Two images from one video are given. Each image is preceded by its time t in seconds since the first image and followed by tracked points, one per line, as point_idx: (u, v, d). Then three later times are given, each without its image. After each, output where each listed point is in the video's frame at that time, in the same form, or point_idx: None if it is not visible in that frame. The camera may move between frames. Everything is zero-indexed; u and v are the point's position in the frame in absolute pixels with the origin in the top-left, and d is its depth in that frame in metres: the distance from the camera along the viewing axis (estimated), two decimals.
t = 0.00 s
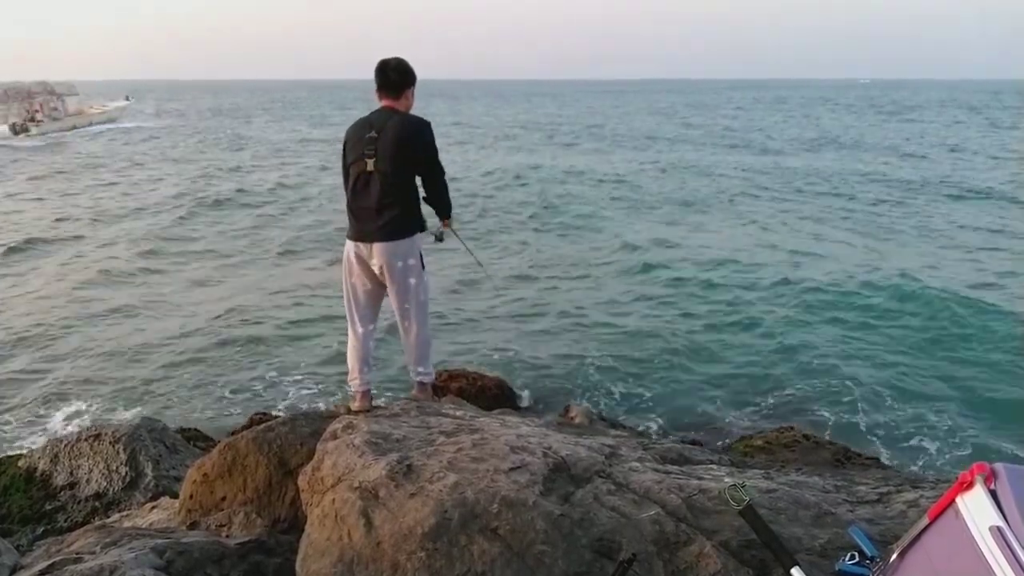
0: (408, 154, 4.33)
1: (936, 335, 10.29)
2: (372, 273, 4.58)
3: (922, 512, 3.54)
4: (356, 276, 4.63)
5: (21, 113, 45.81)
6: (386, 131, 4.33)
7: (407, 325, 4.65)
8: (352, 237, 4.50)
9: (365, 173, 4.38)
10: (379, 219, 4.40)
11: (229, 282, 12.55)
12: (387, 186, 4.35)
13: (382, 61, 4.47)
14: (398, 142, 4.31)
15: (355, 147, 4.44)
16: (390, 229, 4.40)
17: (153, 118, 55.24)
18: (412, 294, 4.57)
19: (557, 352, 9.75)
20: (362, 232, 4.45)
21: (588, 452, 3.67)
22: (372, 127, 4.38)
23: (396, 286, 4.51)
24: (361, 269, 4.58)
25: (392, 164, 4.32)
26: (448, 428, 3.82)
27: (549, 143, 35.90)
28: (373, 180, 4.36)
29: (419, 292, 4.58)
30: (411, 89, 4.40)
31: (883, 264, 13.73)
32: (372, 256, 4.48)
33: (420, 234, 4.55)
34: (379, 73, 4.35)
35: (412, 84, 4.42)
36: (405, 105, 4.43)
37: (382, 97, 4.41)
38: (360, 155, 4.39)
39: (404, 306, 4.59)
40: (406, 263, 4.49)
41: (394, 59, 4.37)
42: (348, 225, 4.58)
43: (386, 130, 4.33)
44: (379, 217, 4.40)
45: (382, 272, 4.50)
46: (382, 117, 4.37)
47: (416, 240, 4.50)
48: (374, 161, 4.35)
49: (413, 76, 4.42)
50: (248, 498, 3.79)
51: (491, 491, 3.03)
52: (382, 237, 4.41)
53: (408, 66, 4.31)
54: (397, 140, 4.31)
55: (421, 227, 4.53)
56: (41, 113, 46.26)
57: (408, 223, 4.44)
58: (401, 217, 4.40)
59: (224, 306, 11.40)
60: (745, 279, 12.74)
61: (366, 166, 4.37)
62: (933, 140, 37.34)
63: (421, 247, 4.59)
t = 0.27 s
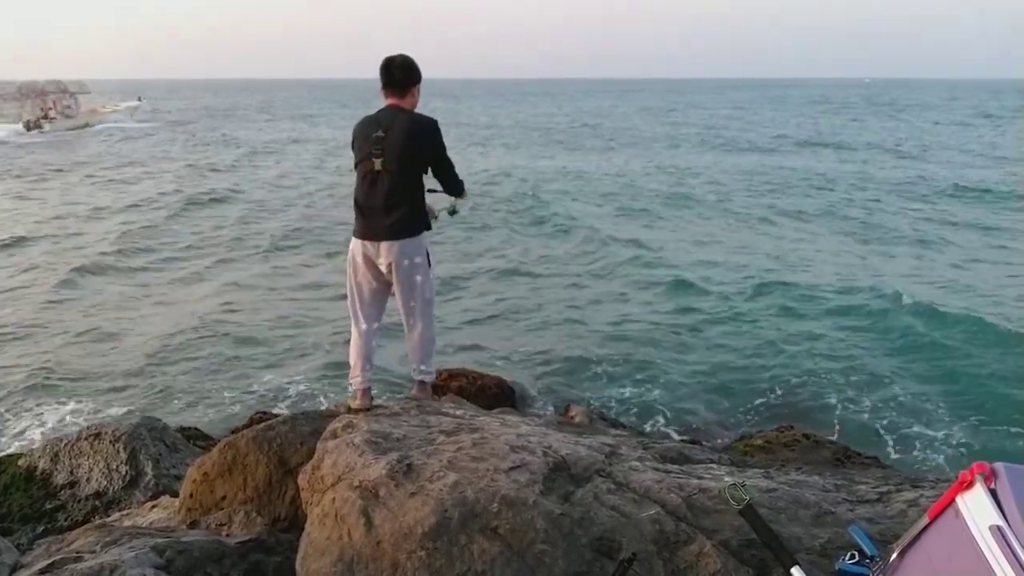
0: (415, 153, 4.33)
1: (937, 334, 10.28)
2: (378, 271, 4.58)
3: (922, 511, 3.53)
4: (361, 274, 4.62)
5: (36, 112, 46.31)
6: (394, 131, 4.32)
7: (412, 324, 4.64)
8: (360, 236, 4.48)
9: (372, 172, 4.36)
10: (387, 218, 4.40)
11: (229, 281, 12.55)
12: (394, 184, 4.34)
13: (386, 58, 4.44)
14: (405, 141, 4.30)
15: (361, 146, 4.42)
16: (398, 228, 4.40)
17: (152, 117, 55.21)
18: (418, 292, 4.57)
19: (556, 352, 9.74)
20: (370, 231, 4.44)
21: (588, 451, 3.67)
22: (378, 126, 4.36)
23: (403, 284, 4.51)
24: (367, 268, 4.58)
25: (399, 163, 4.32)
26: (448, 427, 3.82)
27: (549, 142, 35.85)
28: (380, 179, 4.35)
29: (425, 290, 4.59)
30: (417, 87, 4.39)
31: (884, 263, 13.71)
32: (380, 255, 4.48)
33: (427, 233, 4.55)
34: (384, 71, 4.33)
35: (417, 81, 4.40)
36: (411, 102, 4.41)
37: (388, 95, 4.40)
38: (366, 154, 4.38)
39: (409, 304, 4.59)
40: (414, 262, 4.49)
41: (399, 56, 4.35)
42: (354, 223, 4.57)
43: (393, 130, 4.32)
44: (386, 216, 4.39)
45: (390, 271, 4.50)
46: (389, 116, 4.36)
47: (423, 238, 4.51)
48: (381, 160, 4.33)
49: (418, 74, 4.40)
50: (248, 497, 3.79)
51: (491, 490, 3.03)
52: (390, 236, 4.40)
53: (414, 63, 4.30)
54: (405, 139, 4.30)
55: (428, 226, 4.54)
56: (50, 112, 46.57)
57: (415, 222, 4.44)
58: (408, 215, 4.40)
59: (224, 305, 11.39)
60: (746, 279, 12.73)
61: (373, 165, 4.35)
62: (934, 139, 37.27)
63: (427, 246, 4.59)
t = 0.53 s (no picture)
0: (417, 153, 4.33)
1: (937, 334, 10.28)
2: (380, 271, 4.58)
3: (922, 511, 3.53)
4: (362, 274, 4.62)
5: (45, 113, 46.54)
6: (394, 130, 4.32)
7: (414, 323, 4.64)
8: (361, 237, 4.48)
9: (373, 172, 4.36)
10: (390, 218, 4.40)
11: (229, 281, 12.54)
12: (395, 184, 4.34)
13: (383, 58, 4.43)
14: (406, 140, 4.30)
15: (360, 145, 4.42)
16: (401, 228, 4.41)
17: (153, 117, 55.18)
18: (420, 291, 4.57)
19: (556, 352, 9.74)
20: (372, 231, 4.44)
21: (588, 451, 3.67)
22: (378, 126, 4.36)
23: (405, 284, 4.52)
24: (369, 268, 4.58)
25: (400, 162, 4.32)
26: (448, 427, 3.82)
27: (550, 142, 35.81)
28: (382, 179, 4.35)
29: (427, 290, 4.59)
30: (414, 85, 4.39)
31: (884, 263, 13.70)
32: (382, 255, 4.48)
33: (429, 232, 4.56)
34: (381, 70, 4.32)
35: (414, 80, 4.40)
36: (409, 101, 4.41)
37: (386, 94, 4.39)
38: (367, 154, 4.38)
39: (412, 304, 4.60)
40: (416, 262, 4.49)
41: (396, 54, 4.34)
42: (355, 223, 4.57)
43: (393, 129, 4.32)
44: (389, 216, 4.40)
45: (392, 271, 4.51)
46: (388, 115, 4.36)
47: (425, 238, 4.51)
48: (382, 160, 4.33)
49: (416, 73, 4.40)
50: (248, 496, 3.79)
51: (491, 490, 3.03)
52: (393, 236, 4.41)
53: (411, 62, 4.29)
54: (405, 138, 4.31)
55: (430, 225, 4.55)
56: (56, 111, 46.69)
57: (418, 220, 4.45)
58: (410, 214, 4.41)
59: (223, 305, 11.38)
60: (746, 278, 12.72)
61: (374, 165, 4.35)
62: (935, 139, 37.21)
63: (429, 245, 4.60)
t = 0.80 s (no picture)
0: (405, 152, 4.31)
1: (937, 333, 10.30)
2: (373, 271, 4.57)
3: (922, 511, 3.53)
4: (357, 274, 4.61)
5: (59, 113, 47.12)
6: (382, 130, 4.30)
7: (410, 323, 4.62)
8: (354, 238, 4.47)
9: (362, 171, 4.34)
10: (381, 217, 4.39)
11: (229, 280, 12.55)
12: (386, 184, 4.32)
13: (367, 57, 4.41)
14: (393, 137, 4.28)
15: (349, 146, 4.41)
16: (393, 227, 4.39)
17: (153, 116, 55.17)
18: (414, 291, 4.56)
19: (556, 351, 9.74)
20: (365, 232, 4.43)
21: (588, 450, 3.67)
22: (365, 126, 4.34)
23: (399, 284, 4.50)
24: (363, 269, 4.57)
25: (389, 160, 4.30)
26: (448, 426, 3.82)
27: (550, 142, 35.81)
28: (371, 178, 4.33)
29: (421, 289, 4.57)
30: (399, 82, 4.37)
31: (884, 263, 13.72)
32: (374, 255, 4.46)
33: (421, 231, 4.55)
34: (366, 68, 4.31)
35: (400, 78, 4.38)
36: (396, 100, 4.39)
37: (373, 93, 4.38)
38: (355, 154, 4.36)
39: (407, 303, 4.58)
40: (409, 261, 4.48)
41: (381, 52, 4.33)
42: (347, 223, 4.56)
43: (381, 129, 4.30)
44: (380, 215, 4.39)
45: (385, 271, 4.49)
46: (375, 114, 4.33)
47: (417, 237, 4.50)
48: (371, 161, 4.31)
49: (401, 70, 4.38)
50: (247, 496, 3.79)
51: (491, 489, 3.03)
52: (385, 236, 4.40)
53: (395, 59, 4.28)
54: (393, 135, 4.28)
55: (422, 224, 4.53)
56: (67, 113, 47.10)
57: (410, 219, 4.43)
58: (402, 213, 4.40)
59: (224, 305, 11.38)
60: (746, 278, 12.72)
61: (363, 164, 4.34)
62: (935, 139, 37.21)
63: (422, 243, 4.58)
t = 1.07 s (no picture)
0: (396, 153, 4.27)
1: (938, 334, 10.30)
2: (366, 273, 4.55)
3: (922, 511, 3.54)
4: (350, 277, 4.58)
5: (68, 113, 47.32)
6: (371, 131, 4.26)
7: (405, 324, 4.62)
8: (345, 241, 4.45)
9: (353, 174, 4.31)
10: (373, 219, 4.37)
11: (229, 281, 12.56)
12: (377, 186, 4.30)
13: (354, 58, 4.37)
14: (383, 139, 4.24)
15: (337, 148, 4.38)
16: (386, 229, 4.38)
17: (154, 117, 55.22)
18: (408, 292, 4.55)
19: (556, 352, 9.75)
20: (356, 235, 4.40)
21: (588, 451, 3.67)
22: (354, 128, 4.30)
23: (391, 285, 4.50)
24: (355, 271, 4.56)
25: (379, 163, 4.26)
26: (448, 427, 3.82)
27: (550, 142, 35.86)
28: (361, 180, 4.30)
29: (414, 290, 4.57)
30: (386, 83, 4.34)
31: (883, 262, 13.73)
32: (367, 258, 4.44)
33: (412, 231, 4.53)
34: (353, 70, 4.27)
35: (388, 78, 4.34)
36: (384, 101, 4.36)
37: (360, 95, 4.34)
38: (345, 157, 4.33)
39: (400, 305, 4.58)
40: (401, 263, 4.47)
41: (367, 53, 4.30)
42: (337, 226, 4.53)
43: (370, 130, 4.26)
44: (372, 218, 4.36)
45: (377, 274, 4.48)
46: (364, 116, 4.30)
47: (409, 238, 4.49)
48: (361, 163, 4.28)
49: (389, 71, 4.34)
50: (247, 496, 3.79)
51: (491, 490, 3.03)
52: (377, 238, 4.38)
53: (382, 61, 4.25)
54: (382, 137, 4.24)
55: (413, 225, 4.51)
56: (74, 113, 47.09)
57: (401, 220, 4.41)
58: (394, 215, 4.38)
59: (224, 305, 11.39)
60: (746, 278, 12.73)
61: (353, 167, 4.30)
62: (935, 139, 37.26)
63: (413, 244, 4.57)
